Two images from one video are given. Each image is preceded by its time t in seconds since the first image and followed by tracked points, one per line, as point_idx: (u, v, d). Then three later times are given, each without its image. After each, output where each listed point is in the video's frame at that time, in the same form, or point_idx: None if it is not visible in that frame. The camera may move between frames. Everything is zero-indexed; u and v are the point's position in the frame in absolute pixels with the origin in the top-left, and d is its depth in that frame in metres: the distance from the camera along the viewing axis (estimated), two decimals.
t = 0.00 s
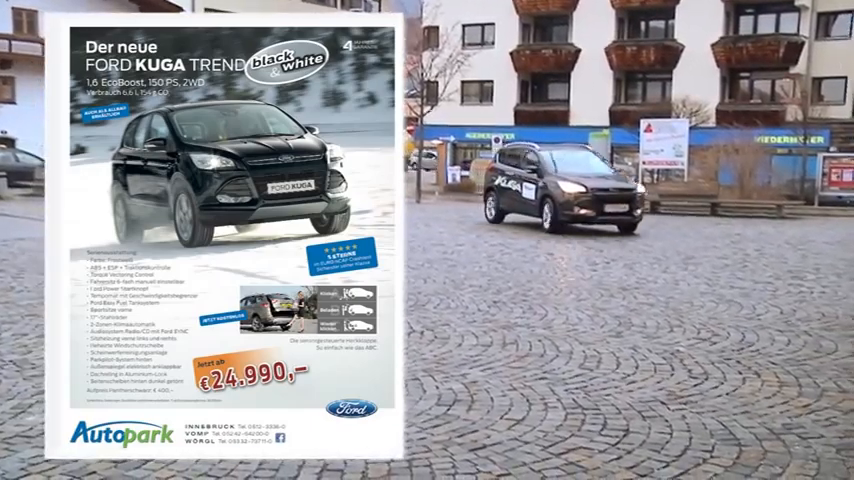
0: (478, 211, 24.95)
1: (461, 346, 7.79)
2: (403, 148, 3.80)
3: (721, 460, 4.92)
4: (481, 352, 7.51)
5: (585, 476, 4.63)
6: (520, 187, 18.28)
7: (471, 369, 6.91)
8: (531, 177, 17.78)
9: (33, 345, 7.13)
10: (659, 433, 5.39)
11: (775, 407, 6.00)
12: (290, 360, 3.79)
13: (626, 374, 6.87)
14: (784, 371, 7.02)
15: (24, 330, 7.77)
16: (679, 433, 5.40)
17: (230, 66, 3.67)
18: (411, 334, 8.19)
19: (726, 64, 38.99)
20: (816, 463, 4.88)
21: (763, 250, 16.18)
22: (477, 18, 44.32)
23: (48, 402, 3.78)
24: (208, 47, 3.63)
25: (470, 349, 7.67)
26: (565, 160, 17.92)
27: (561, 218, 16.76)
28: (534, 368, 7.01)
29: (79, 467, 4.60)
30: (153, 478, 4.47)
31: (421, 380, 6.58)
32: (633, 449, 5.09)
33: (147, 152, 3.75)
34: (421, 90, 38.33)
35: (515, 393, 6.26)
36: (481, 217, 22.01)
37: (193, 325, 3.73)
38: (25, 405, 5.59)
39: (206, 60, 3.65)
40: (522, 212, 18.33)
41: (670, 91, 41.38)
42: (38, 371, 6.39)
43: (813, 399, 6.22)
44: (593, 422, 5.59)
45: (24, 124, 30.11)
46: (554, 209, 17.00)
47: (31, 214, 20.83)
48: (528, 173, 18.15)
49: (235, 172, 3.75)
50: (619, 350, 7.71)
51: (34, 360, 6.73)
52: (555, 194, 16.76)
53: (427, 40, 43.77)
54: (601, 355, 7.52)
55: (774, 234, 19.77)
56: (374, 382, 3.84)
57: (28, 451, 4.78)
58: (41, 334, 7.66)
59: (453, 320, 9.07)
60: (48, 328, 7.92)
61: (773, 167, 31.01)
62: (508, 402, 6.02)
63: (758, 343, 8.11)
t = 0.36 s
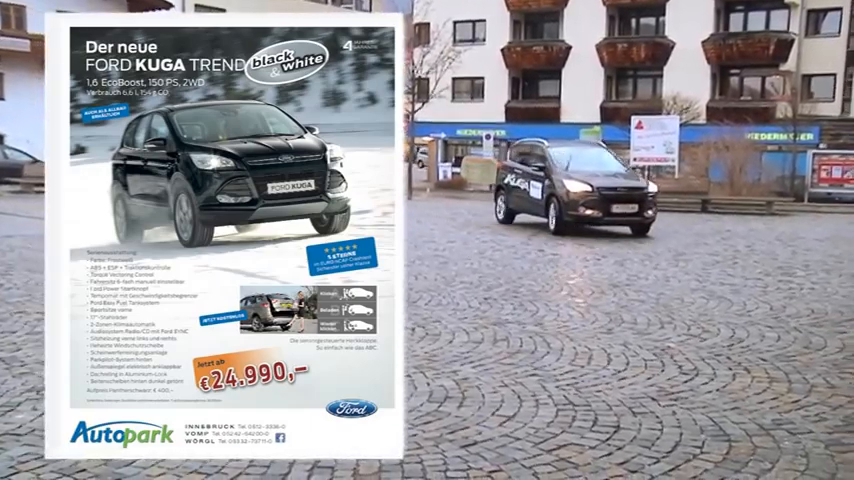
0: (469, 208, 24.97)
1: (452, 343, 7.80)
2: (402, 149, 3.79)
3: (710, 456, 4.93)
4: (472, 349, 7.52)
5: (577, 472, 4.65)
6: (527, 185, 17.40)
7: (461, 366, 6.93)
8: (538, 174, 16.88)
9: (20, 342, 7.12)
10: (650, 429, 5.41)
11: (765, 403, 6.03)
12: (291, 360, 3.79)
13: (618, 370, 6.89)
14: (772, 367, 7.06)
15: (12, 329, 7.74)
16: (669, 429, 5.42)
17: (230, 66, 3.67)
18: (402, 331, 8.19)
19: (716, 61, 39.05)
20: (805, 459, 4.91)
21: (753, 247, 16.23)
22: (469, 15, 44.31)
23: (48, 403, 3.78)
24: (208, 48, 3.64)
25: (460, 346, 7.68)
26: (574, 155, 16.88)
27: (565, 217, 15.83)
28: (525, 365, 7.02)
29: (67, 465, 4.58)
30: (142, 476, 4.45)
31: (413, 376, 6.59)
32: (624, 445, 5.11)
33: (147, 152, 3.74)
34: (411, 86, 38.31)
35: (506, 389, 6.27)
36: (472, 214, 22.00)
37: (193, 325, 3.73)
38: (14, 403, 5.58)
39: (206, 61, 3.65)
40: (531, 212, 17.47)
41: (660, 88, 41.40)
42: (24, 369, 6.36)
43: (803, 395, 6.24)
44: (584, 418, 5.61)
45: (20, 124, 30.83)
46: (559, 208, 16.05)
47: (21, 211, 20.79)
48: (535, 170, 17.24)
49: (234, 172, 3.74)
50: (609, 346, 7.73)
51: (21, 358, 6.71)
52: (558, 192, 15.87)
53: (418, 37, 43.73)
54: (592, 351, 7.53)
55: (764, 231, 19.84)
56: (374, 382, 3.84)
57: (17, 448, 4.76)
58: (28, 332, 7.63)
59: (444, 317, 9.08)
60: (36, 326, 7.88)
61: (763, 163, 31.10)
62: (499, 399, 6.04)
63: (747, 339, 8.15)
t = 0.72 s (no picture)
0: (459, 205, 24.94)
1: (443, 340, 7.81)
2: (402, 149, 3.80)
3: (700, 451, 4.95)
4: (463, 346, 7.54)
5: (567, 468, 4.67)
6: (532, 186, 16.93)
7: (453, 363, 6.93)
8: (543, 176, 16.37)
9: (8, 340, 7.10)
10: (640, 426, 5.43)
11: (754, 399, 6.05)
12: (291, 360, 3.79)
13: (608, 367, 6.91)
14: (763, 363, 7.08)
15: None
16: (660, 425, 5.44)
17: (230, 66, 3.66)
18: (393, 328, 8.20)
19: (706, 59, 39.15)
20: (794, 454, 4.92)
21: (743, 244, 16.28)
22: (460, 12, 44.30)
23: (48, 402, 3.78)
24: (208, 47, 3.63)
25: (452, 343, 7.69)
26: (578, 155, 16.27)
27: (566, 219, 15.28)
28: (516, 361, 7.04)
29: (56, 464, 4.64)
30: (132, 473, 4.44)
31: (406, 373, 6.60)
32: (614, 441, 5.12)
33: (147, 151, 3.73)
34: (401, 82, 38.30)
35: (497, 386, 6.28)
36: (463, 211, 22.03)
37: (193, 325, 3.72)
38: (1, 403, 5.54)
39: (206, 60, 3.65)
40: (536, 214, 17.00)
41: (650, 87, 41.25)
42: (13, 367, 6.33)
43: (792, 391, 6.27)
44: (574, 414, 5.62)
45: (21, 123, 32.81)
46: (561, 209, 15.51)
47: (9, 209, 20.65)
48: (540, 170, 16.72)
49: (234, 172, 3.74)
50: (601, 343, 7.75)
51: (9, 355, 6.69)
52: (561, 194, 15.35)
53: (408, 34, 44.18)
54: (583, 348, 7.54)
55: (754, 228, 19.89)
56: (374, 382, 3.84)
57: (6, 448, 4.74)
58: (16, 329, 7.60)
59: (435, 314, 9.10)
60: (23, 324, 7.86)
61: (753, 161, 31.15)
62: (490, 396, 6.06)
63: (737, 336, 8.17)
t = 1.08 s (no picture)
0: (448, 202, 25.00)
1: (433, 337, 7.82)
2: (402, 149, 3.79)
3: (689, 448, 4.97)
4: (453, 343, 7.55)
5: (557, 465, 4.67)
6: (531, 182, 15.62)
7: (443, 360, 6.95)
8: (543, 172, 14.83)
9: None
10: (629, 422, 5.44)
11: (742, 395, 6.08)
12: (291, 360, 3.78)
13: (597, 364, 6.92)
14: (751, 359, 7.11)
15: None
16: (649, 422, 5.46)
17: (230, 66, 3.66)
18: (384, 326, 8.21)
19: (695, 56, 39.18)
20: (781, 450, 4.95)
21: (732, 241, 16.32)
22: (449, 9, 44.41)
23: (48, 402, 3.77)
24: (208, 47, 3.63)
25: (441, 340, 7.70)
26: (582, 151, 14.55)
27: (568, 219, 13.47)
28: (505, 359, 7.04)
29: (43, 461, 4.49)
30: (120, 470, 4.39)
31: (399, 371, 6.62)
32: (603, 438, 5.13)
33: (146, 152, 3.72)
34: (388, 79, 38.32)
35: (485, 384, 6.28)
36: (453, 209, 22.07)
37: (193, 325, 3.72)
38: None
39: (206, 61, 3.65)
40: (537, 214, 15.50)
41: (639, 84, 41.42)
42: None
43: (778, 387, 6.30)
44: (563, 411, 5.64)
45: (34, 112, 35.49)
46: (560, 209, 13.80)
47: None
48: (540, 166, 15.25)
49: (235, 172, 3.73)
50: (590, 340, 7.77)
51: None
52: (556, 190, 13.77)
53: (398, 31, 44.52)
54: (573, 345, 7.57)
55: (742, 225, 19.94)
56: (374, 382, 3.84)
57: None
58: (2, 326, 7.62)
59: (425, 311, 9.11)
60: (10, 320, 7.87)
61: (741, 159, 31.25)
62: (478, 393, 6.05)
63: (726, 332, 8.21)
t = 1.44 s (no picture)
0: (435, 200, 25.04)
1: (423, 335, 7.83)
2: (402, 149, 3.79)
3: (677, 444, 4.99)
4: (442, 340, 7.57)
5: (545, 462, 4.68)
6: (530, 182, 15.48)
7: (430, 357, 6.96)
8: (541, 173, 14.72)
9: None
10: (617, 419, 5.46)
11: (730, 392, 6.10)
12: (291, 359, 3.78)
13: (585, 361, 6.93)
14: (738, 356, 7.15)
15: None
16: (637, 418, 5.47)
17: (230, 66, 3.66)
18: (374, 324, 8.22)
19: (682, 54, 39.31)
20: (768, 446, 4.97)
21: (719, 238, 16.36)
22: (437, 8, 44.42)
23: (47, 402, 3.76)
24: (208, 47, 3.63)
25: (430, 338, 7.71)
26: (581, 151, 14.47)
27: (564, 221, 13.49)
28: (493, 356, 7.05)
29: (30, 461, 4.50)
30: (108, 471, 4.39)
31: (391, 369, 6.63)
32: (591, 435, 5.15)
33: (147, 152, 3.73)
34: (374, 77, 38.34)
35: (474, 381, 6.30)
36: (441, 207, 22.12)
37: (193, 325, 3.72)
38: None
39: (206, 60, 3.64)
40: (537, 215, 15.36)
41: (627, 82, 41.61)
42: None
43: (765, 384, 6.32)
44: (552, 408, 5.65)
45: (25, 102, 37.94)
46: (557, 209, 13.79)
47: None
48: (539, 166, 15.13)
49: (235, 172, 3.74)
50: (579, 337, 7.80)
51: None
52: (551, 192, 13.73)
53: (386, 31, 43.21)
54: (562, 342, 7.59)
55: (730, 223, 19.98)
56: (373, 381, 3.84)
57: None
58: None
59: (414, 308, 9.12)
60: None
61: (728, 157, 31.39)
62: (468, 391, 6.06)
63: (714, 330, 8.24)
